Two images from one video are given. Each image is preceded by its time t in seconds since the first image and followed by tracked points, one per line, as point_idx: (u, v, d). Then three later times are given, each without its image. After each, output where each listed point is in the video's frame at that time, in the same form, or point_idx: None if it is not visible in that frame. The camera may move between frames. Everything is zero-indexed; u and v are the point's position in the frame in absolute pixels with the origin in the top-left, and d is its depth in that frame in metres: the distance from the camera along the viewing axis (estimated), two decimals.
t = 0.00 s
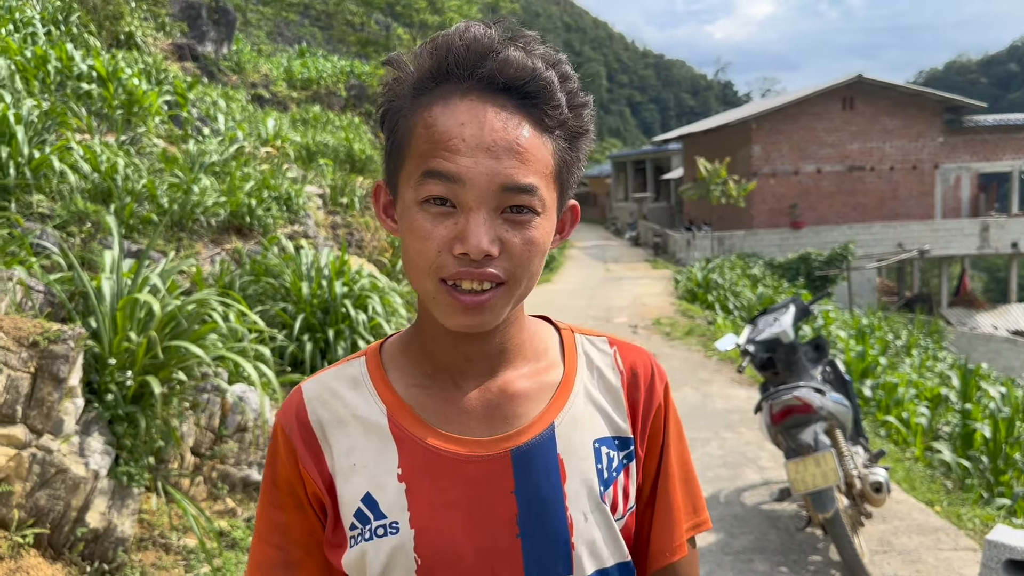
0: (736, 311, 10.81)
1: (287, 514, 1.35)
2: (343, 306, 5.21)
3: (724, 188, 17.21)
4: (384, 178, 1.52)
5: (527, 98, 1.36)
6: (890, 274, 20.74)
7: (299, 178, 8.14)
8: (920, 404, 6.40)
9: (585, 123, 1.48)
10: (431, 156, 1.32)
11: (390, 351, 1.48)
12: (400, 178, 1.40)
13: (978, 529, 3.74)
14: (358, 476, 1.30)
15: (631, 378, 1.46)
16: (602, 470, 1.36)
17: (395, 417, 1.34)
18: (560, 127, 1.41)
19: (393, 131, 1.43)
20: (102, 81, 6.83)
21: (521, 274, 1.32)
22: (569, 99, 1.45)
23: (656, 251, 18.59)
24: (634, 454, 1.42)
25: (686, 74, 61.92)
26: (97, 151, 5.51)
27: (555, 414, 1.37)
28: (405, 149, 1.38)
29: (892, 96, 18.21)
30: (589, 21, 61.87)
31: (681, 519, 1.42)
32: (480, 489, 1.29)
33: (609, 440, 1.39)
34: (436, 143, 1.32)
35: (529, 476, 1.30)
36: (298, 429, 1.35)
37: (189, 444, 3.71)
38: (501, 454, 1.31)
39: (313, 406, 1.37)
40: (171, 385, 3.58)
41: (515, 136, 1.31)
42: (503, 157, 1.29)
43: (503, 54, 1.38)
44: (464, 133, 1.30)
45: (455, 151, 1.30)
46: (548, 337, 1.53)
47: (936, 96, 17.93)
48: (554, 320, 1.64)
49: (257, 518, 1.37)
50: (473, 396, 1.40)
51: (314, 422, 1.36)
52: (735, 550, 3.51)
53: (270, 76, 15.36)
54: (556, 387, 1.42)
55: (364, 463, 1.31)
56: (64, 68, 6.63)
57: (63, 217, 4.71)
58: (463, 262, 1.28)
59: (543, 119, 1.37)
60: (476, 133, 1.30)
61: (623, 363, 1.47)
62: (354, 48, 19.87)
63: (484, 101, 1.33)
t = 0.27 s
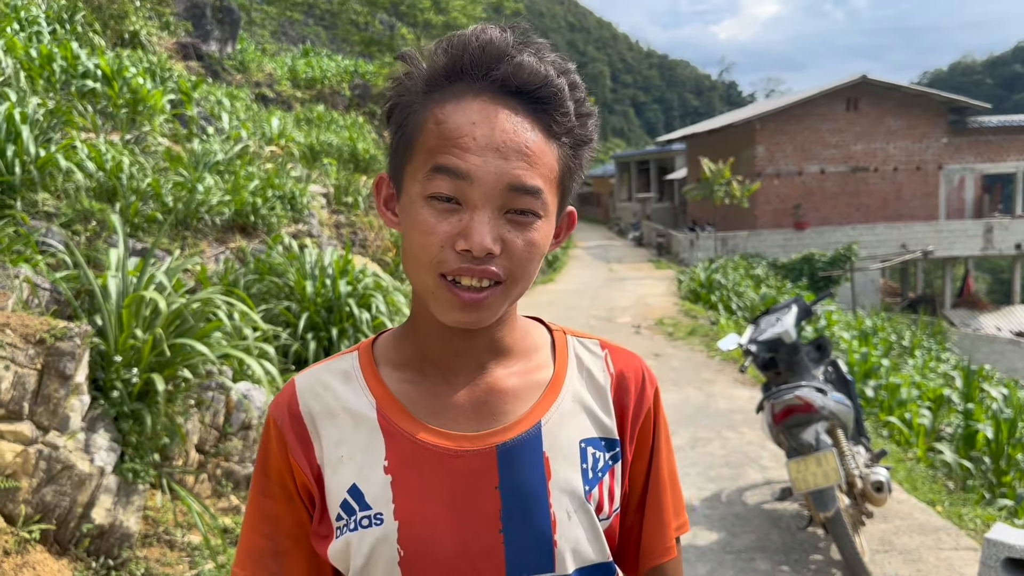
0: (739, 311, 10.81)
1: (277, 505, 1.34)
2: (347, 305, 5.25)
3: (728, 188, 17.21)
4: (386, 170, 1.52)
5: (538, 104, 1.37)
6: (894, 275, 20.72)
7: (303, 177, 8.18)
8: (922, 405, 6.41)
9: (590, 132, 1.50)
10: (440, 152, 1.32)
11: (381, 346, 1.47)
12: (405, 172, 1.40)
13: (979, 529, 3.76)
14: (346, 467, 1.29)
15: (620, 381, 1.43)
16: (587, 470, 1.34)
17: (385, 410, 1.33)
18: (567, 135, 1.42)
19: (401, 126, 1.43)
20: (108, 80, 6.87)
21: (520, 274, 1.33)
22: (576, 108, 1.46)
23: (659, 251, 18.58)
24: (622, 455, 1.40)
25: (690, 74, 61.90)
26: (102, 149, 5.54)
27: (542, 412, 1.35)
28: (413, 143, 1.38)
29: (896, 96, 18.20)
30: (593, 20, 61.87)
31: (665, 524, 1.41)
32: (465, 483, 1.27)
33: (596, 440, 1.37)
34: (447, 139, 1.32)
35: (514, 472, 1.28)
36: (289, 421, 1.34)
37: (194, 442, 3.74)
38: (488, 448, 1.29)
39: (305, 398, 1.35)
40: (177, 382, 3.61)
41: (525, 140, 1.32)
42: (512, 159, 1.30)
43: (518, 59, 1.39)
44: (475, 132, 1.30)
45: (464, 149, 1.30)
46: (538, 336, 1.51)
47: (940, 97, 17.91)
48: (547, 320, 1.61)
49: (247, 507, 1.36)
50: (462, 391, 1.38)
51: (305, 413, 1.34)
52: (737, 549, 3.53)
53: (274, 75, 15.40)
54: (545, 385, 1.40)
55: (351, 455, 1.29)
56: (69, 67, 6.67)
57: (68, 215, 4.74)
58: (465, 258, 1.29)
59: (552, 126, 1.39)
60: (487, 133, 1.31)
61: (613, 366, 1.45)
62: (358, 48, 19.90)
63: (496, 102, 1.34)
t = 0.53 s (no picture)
0: (742, 310, 10.82)
1: (272, 491, 1.34)
2: (350, 302, 5.28)
3: (731, 187, 17.20)
4: (389, 163, 1.51)
5: (546, 104, 1.39)
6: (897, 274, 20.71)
7: (306, 175, 8.20)
8: (924, 404, 6.41)
9: (589, 134, 1.52)
10: (452, 144, 1.32)
11: (379, 338, 1.45)
12: (412, 163, 1.40)
13: (979, 526, 3.78)
14: (341, 451, 1.28)
15: (609, 375, 1.42)
16: (577, 457, 1.33)
17: (382, 397, 1.32)
18: (571, 135, 1.44)
19: (410, 118, 1.43)
20: (112, 78, 6.90)
21: (523, 266, 1.34)
22: (579, 111, 1.48)
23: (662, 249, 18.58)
24: (610, 445, 1.38)
25: (693, 73, 61.85)
26: (106, 147, 5.57)
27: (534, 400, 1.34)
28: (422, 135, 1.38)
29: (899, 96, 18.17)
30: (596, 18, 61.83)
31: (655, 515, 1.40)
32: (458, 466, 1.26)
33: (586, 430, 1.35)
34: (460, 132, 1.32)
35: (506, 458, 1.28)
36: (287, 407, 1.33)
37: (198, 438, 3.78)
38: (481, 434, 1.29)
39: (303, 385, 1.34)
40: (181, 378, 3.65)
41: (534, 136, 1.34)
42: (521, 153, 1.31)
43: (528, 59, 1.41)
44: (487, 126, 1.31)
45: (477, 142, 1.31)
46: (530, 329, 1.50)
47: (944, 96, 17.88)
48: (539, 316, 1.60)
49: (244, 493, 1.36)
50: (460, 380, 1.37)
51: (303, 400, 1.33)
52: (737, 546, 3.55)
53: (278, 73, 15.43)
54: (537, 375, 1.39)
55: (347, 439, 1.28)
56: (73, 65, 6.69)
57: (72, 213, 4.76)
58: (474, 247, 1.28)
59: (558, 126, 1.41)
60: (499, 127, 1.32)
61: (603, 360, 1.44)
62: (361, 46, 19.92)
63: (507, 100, 1.35)
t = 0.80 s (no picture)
0: (744, 307, 10.81)
1: (272, 482, 1.33)
2: (353, 299, 5.29)
3: (734, 184, 17.18)
4: (388, 154, 1.52)
5: (540, 94, 1.39)
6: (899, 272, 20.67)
7: (309, 172, 8.21)
8: (927, 401, 6.41)
9: (585, 123, 1.52)
10: (447, 136, 1.33)
11: (378, 329, 1.45)
12: (409, 156, 1.40)
13: (981, 522, 3.78)
14: (343, 440, 1.27)
15: (606, 363, 1.43)
16: (576, 444, 1.33)
17: (383, 386, 1.32)
18: (566, 124, 1.44)
19: (405, 111, 1.43)
20: (115, 74, 6.91)
21: (519, 256, 1.34)
22: (574, 100, 1.49)
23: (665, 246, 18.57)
24: (608, 432, 1.39)
25: (697, 70, 61.76)
26: (110, 143, 5.58)
27: (534, 387, 1.35)
28: (418, 127, 1.38)
29: (903, 93, 18.13)
30: (599, 15, 61.75)
31: (652, 501, 1.41)
32: (460, 454, 1.27)
33: (584, 417, 1.36)
34: (454, 124, 1.33)
35: (507, 445, 1.29)
36: (287, 398, 1.32)
37: (202, 433, 3.79)
38: (481, 421, 1.29)
39: (302, 376, 1.34)
40: (185, 373, 3.66)
41: (528, 126, 1.34)
42: (516, 143, 1.31)
43: (521, 50, 1.41)
44: (482, 117, 1.32)
45: (472, 133, 1.31)
46: (527, 318, 1.51)
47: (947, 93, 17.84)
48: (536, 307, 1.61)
49: (245, 487, 1.34)
50: (461, 370, 1.37)
51: (303, 390, 1.32)
52: (739, 541, 3.55)
53: (280, 70, 15.43)
54: (535, 363, 1.40)
55: (348, 428, 1.28)
56: (77, 61, 6.70)
57: (76, 209, 4.77)
58: (470, 237, 1.29)
59: (553, 115, 1.41)
60: (493, 118, 1.32)
61: (599, 348, 1.45)
62: (364, 43, 19.93)
63: (501, 90, 1.35)
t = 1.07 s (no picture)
0: (747, 302, 10.81)
1: (262, 473, 1.31)
2: (355, 293, 5.30)
3: (736, 179, 17.16)
4: (378, 147, 1.52)
5: (524, 79, 1.38)
6: (902, 267, 20.65)
7: (311, 166, 8.21)
8: (929, 396, 6.41)
9: (575, 109, 1.51)
10: (430, 125, 1.33)
11: (370, 320, 1.44)
12: (395, 147, 1.40)
13: (983, 516, 3.78)
14: (337, 433, 1.26)
15: (602, 356, 1.42)
16: (571, 438, 1.33)
17: (376, 379, 1.31)
18: (553, 109, 1.43)
19: (390, 103, 1.43)
20: (117, 69, 6.91)
21: (507, 244, 1.33)
22: (562, 85, 1.47)
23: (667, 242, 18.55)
24: (603, 426, 1.39)
25: (699, 65, 61.67)
26: (112, 138, 5.58)
27: (529, 382, 1.34)
28: (403, 118, 1.38)
29: (906, 87, 18.08)
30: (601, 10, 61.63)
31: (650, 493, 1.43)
32: (455, 448, 1.26)
33: (579, 411, 1.36)
34: (436, 113, 1.33)
35: (503, 440, 1.28)
36: (279, 389, 1.30)
37: (204, 426, 3.81)
38: (476, 416, 1.29)
39: (295, 366, 1.32)
40: (188, 367, 3.66)
41: (511, 112, 1.33)
42: (499, 131, 1.31)
43: (503, 35, 1.40)
44: (463, 105, 1.31)
45: (453, 122, 1.31)
46: (523, 311, 1.50)
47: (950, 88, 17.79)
48: (529, 298, 1.60)
49: (233, 477, 1.33)
50: (454, 362, 1.36)
51: (295, 381, 1.31)
52: (741, 535, 3.56)
53: (282, 65, 15.42)
54: (530, 358, 1.39)
55: (343, 420, 1.27)
56: (79, 56, 6.69)
57: (79, 203, 4.78)
58: (455, 227, 1.29)
59: (538, 99, 1.40)
60: (474, 106, 1.31)
61: (595, 342, 1.44)
62: (366, 38, 19.90)
63: (483, 77, 1.35)
